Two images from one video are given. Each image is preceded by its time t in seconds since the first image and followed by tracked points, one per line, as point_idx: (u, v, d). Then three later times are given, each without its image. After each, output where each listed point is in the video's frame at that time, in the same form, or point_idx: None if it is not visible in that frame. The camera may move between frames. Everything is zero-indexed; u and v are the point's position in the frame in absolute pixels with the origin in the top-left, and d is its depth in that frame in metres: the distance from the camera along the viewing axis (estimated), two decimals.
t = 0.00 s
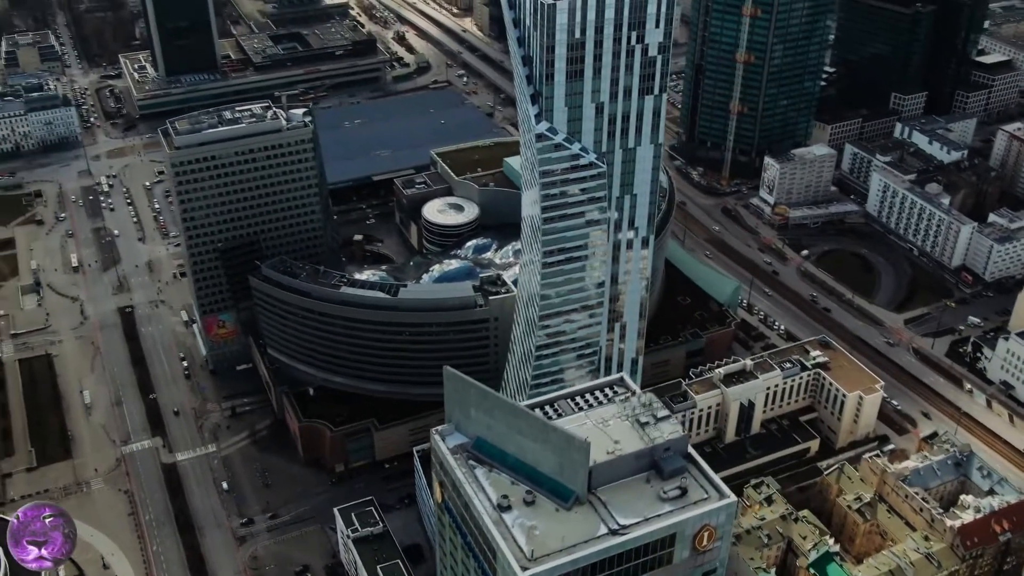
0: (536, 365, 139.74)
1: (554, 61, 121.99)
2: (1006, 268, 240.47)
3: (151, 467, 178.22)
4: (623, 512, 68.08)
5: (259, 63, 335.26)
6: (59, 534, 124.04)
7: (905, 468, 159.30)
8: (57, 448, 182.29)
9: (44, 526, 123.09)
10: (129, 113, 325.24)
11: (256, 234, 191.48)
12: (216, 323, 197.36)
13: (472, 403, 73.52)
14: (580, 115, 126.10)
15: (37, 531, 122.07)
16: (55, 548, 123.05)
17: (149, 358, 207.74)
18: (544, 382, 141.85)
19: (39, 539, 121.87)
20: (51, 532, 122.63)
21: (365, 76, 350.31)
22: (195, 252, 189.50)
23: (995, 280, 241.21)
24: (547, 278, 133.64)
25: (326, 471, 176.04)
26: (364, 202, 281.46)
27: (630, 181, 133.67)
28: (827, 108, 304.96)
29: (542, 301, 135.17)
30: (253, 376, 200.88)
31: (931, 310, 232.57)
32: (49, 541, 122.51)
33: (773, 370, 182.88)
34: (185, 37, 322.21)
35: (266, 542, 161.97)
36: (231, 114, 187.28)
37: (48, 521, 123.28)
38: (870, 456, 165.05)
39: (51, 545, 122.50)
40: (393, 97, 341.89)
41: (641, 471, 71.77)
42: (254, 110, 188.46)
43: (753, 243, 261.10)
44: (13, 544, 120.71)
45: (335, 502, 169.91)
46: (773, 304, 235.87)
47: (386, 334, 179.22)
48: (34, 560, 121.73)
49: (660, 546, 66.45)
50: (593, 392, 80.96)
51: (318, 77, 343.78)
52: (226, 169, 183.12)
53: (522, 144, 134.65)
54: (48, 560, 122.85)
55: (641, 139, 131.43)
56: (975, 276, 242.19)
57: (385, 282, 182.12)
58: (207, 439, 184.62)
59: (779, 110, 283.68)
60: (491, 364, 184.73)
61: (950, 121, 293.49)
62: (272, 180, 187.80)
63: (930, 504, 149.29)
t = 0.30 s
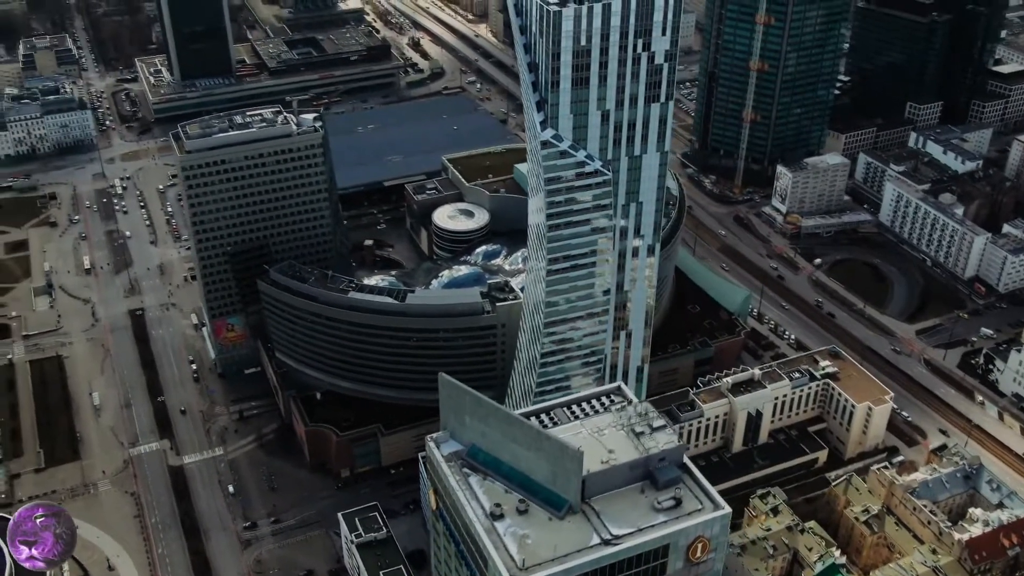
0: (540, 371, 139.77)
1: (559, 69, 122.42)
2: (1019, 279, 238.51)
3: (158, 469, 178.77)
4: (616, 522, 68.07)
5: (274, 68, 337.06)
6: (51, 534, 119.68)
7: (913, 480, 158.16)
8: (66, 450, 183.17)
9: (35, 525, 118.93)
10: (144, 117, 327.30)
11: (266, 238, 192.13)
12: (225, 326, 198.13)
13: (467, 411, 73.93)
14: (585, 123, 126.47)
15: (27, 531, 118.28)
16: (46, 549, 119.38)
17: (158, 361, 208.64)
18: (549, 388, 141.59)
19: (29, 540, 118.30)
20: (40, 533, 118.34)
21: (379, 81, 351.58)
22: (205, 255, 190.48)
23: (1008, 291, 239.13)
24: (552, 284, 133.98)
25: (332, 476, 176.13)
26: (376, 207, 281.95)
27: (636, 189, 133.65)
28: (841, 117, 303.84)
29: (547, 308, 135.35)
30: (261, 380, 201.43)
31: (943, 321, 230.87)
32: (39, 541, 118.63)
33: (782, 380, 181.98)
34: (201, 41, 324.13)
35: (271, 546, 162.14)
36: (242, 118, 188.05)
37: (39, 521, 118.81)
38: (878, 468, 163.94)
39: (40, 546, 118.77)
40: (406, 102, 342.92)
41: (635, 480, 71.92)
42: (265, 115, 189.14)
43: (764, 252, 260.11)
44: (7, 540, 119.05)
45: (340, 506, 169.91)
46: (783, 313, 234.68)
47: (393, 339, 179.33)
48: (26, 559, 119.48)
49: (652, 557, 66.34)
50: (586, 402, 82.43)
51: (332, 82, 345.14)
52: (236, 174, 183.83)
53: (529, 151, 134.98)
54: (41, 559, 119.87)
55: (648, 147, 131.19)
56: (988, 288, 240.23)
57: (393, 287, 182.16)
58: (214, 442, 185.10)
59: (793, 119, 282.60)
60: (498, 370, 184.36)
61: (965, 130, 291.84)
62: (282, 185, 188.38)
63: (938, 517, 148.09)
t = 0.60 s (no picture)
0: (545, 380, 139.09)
1: (565, 76, 122.67)
2: None
3: (165, 472, 179.41)
4: (609, 532, 72.30)
5: (288, 72, 338.62)
6: (42, 534, 115.95)
7: (921, 492, 157.05)
8: (74, 451, 184.09)
9: (27, 525, 115.76)
10: (159, 120, 329.29)
11: (275, 242, 192.65)
12: (234, 331, 198.60)
13: (461, 420, 78.72)
14: (591, 130, 126.76)
15: (19, 530, 115.15)
16: (37, 549, 115.55)
17: (168, 364, 209.49)
18: (554, 396, 140.82)
19: (20, 539, 115.04)
20: (29, 533, 114.74)
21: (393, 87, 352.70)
22: (214, 259, 191.11)
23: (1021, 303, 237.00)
24: (557, 292, 133.68)
25: (338, 481, 176.31)
26: (387, 212, 282.37)
27: (641, 197, 134.33)
28: (855, 126, 302.59)
29: (551, 315, 134.81)
30: (269, 384, 201.84)
31: (955, 332, 229.19)
32: (30, 541, 115.02)
33: (790, 390, 181.22)
34: (217, 46, 325.81)
35: (275, 550, 162.30)
36: (253, 123, 189.10)
37: (30, 521, 115.46)
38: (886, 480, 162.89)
39: (30, 546, 115.08)
40: (419, 107, 343.93)
41: (630, 491, 76.18)
42: (276, 120, 190.13)
43: (775, 260, 259.21)
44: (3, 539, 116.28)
45: (345, 511, 169.97)
46: (794, 322, 233.57)
47: (400, 345, 179.50)
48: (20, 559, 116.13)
49: (644, 567, 70.51)
50: (582, 411, 85.94)
51: (346, 87, 346.29)
52: (246, 177, 184.65)
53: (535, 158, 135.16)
54: (33, 559, 116.46)
55: (654, 156, 131.86)
56: (1001, 299, 238.23)
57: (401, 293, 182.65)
58: (222, 445, 185.61)
59: (806, 127, 281.46)
60: (505, 377, 184.31)
61: (980, 140, 289.89)
62: (291, 189, 189.09)
63: (945, 530, 146.98)
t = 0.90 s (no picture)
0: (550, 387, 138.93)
1: (570, 83, 123.09)
2: None
3: (172, 475, 179.98)
4: (601, 543, 72.72)
5: (303, 78, 339.93)
6: (33, 534, 113.36)
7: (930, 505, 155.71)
8: (82, 453, 184.93)
9: (19, 524, 113.49)
10: (173, 124, 331.08)
11: (284, 247, 193.17)
12: (243, 334, 199.14)
13: (456, 427, 79.18)
14: (596, 138, 126.98)
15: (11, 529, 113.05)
16: (27, 549, 113.14)
17: (177, 366, 210.29)
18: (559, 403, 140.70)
19: (11, 538, 112.87)
20: (20, 533, 112.42)
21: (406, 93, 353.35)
22: (223, 263, 191.79)
23: None
24: (562, 299, 133.66)
25: (344, 485, 176.47)
26: (398, 217, 282.69)
27: (647, 205, 134.00)
28: (869, 135, 301.19)
29: (556, 323, 134.84)
30: (276, 388, 202.37)
31: (967, 344, 227.46)
32: (19, 541, 112.75)
33: (798, 401, 180.21)
34: (232, 51, 327.31)
35: (280, 554, 162.44)
36: (263, 127, 190.01)
37: (22, 520, 113.18)
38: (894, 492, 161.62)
39: (21, 546, 112.86)
40: (432, 113, 344.67)
41: (624, 501, 76.41)
42: (286, 125, 190.98)
43: (786, 269, 258.08)
44: None
45: (350, 516, 170.00)
46: (804, 332, 232.38)
47: (407, 350, 179.52)
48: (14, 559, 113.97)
49: None
50: (577, 421, 86.27)
51: (360, 93, 347.36)
52: (256, 181, 185.42)
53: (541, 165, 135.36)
54: (25, 559, 114.16)
55: (660, 164, 131.54)
56: (1014, 310, 236.38)
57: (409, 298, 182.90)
58: (229, 449, 186.09)
59: (820, 136, 280.24)
60: (512, 383, 184.02)
61: (995, 150, 287.35)
62: (301, 194, 189.69)
63: (954, 543, 145.74)
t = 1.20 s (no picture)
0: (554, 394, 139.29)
1: (576, 90, 122.79)
2: None
3: (179, 477, 180.51)
4: (595, 552, 72.70)
5: (316, 83, 341.40)
6: (24, 534, 123.33)
7: (938, 518, 154.36)
8: (91, 455, 185.80)
9: (14, 525, 124.10)
10: (188, 128, 333.01)
11: (293, 251, 193.73)
12: (251, 338, 199.80)
13: (449, 434, 79.33)
14: (601, 145, 126.82)
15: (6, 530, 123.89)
16: (18, 548, 123.66)
17: (186, 369, 211.07)
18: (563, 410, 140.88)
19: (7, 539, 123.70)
20: (12, 533, 122.97)
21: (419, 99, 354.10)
22: (233, 266, 192.59)
23: None
24: (566, 306, 133.95)
25: (350, 490, 176.59)
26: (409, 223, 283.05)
27: (653, 213, 133.69)
28: (883, 144, 299.66)
29: (560, 329, 135.12)
30: (284, 392, 202.80)
31: (979, 355, 225.63)
32: (12, 541, 123.39)
33: (806, 411, 179.24)
34: (247, 55, 328.90)
35: (284, 558, 162.64)
36: (274, 132, 190.59)
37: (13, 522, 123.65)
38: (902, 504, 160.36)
39: (14, 545, 123.44)
40: (444, 119, 345.29)
41: (619, 511, 76.33)
42: (297, 129, 191.47)
43: (797, 278, 257.02)
44: None
45: (355, 521, 170.02)
46: (814, 341, 231.17)
47: (414, 355, 179.68)
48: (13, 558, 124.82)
49: None
50: (574, 429, 86.05)
51: (373, 98, 348.48)
52: (266, 186, 186.15)
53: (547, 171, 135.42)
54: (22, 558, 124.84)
55: (666, 172, 131.29)
56: None
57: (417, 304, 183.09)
58: (236, 452, 186.55)
59: (833, 145, 279.07)
60: (519, 390, 183.72)
61: (1011, 161, 282.62)
62: (310, 198, 190.21)
63: (961, 557, 144.48)
